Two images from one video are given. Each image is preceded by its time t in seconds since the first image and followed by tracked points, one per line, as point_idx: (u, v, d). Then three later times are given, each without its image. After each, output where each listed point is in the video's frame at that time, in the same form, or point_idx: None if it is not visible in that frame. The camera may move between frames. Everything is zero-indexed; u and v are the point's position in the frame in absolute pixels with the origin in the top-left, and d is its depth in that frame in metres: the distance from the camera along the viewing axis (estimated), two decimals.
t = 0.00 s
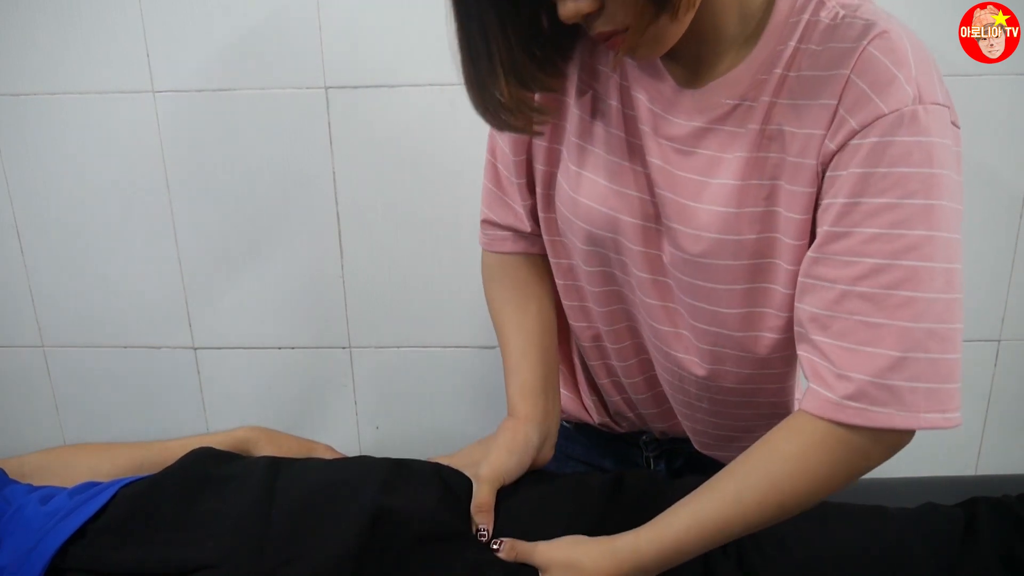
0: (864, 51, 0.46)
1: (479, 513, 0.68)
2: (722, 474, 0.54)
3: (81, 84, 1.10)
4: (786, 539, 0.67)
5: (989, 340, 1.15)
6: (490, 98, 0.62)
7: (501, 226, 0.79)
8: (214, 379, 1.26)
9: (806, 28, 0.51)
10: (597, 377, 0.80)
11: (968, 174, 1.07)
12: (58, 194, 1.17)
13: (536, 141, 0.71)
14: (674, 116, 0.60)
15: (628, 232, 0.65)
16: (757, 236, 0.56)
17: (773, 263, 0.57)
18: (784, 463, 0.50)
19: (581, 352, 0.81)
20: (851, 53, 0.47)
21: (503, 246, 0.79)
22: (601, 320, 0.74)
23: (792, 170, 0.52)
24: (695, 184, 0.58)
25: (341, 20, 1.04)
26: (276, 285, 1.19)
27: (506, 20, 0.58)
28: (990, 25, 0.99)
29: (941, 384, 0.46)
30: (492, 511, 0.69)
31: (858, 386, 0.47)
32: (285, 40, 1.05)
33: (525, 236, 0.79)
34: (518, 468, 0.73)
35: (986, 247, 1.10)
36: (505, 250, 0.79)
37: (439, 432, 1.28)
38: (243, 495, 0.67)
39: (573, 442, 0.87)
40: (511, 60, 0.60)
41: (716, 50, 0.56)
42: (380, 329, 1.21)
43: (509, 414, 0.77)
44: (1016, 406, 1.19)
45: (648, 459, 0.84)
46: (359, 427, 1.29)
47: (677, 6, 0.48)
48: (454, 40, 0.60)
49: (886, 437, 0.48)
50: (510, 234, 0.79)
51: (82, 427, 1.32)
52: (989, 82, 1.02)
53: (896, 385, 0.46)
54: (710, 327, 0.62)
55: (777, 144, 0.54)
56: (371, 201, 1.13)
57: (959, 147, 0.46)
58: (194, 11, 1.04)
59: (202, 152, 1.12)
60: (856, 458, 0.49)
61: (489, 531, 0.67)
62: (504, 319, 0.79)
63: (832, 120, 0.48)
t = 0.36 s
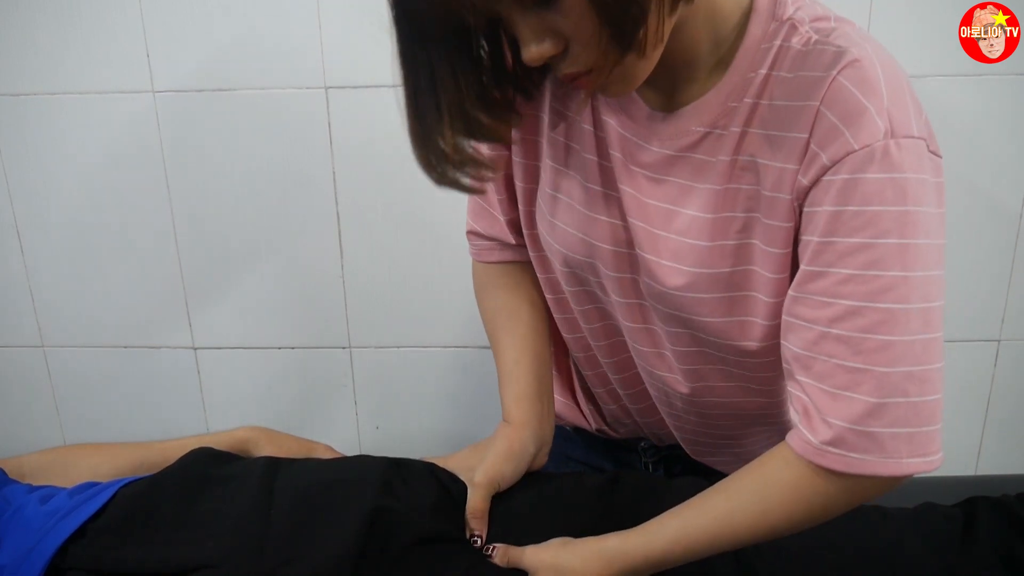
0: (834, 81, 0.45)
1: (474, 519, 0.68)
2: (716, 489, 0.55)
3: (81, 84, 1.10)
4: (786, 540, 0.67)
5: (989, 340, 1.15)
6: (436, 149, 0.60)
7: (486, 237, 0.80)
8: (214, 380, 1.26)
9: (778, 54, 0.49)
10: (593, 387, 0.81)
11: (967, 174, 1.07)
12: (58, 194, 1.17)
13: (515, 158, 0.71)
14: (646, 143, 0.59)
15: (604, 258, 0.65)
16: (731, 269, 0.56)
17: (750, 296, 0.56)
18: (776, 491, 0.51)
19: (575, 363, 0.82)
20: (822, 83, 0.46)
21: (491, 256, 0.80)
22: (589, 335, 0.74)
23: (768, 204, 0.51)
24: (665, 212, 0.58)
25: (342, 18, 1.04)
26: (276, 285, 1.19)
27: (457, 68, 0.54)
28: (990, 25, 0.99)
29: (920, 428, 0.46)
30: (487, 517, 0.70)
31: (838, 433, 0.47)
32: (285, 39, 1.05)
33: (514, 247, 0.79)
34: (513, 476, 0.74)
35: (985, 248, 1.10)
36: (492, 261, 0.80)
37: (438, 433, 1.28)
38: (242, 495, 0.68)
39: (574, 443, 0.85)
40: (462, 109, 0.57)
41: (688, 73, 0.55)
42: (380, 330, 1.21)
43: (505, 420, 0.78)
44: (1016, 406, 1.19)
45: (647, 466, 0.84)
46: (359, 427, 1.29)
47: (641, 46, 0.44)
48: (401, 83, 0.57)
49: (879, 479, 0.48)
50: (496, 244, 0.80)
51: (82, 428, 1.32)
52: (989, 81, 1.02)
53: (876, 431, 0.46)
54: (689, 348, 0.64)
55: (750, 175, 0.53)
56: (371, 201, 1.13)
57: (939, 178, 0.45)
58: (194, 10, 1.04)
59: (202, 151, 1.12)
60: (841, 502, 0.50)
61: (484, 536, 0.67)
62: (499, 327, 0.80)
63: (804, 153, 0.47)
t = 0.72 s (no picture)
0: (827, 81, 0.45)
1: (473, 522, 0.70)
2: (712, 488, 0.55)
3: (80, 84, 1.10)
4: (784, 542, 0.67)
5: (989, 340, 1.15)
6: (438, 164, 0.60)
7: (486, 235, 0.80)
8: (214, 380, 1.26)
9: (772, 55, 0.49)
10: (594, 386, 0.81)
11: (968, 174, 1.07)
12: (58, 194, 1.17)
13: (513, 159, 0.71)
14: (642, 144, 0.59)
15: (600, 258, 0.65)
16: (726, 271, 0.55)
17: (745, 297, 0.56)
18: (768, 494, 0.51)
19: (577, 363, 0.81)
20: (816, 83, 0.45)
21: (492, 256, 0.80)
22: (588, 335, 0.74)
23: (763, 206, 0.51)
24: (659, 214, 0.59)
25: (342, 19, 1.04)
26: (276, 285, 1.19)
27: (455, 77, 0.55)
28: (990, 25, 0.99)
29: (914, 430, 0.46)
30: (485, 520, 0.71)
31: (830, 437, 0.47)
32: (285, 39, 1.05)
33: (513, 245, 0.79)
34: (510, 479, 0.74)
35: (985, 247, 1.10)
36: (494, 260, 0.80)
37: (438, 433, 1.28)
38: (243, 495, 0.68)
39: (575, 443, 0.86)
40: (461, 119, 0.57)
41: (684, 75, 0.55)
42: (379, 330, 1.21)
43: (503, 422, 0.78)
44: (1016, 406, 1.19)
45: (648, 466, 0.84)
46: (359, 426, 1.29)
47: (636, 51, 0.44)
48: (398, 94, 0.57)
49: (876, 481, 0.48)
50: (497, 243, 0.79)
51: (82, 428, 1.32)
52: (989, 81, 1.02)
53: (868, 434, 0.46)
54: (686, 348, 0.64)
55: (744, 176, 0.53)
56: (371, 202, 1.13)
57: (933, 179, 0.44)
58: (194, 10, 1.04)
59: (203, 151, 1.12)
60: (836, 504, 0.50)
61: (481, 539, 0.69)
62: (498, 329, 0.80)
63: (798, 154, 0.47)
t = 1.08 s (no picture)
0: (841, 65, 0.45)
1: (469, 522, 0.69)
2: (706, 480, 0.55)
3: (81, 83, 1.10)
4: (783, 540, 0.67)
5: (989, 339, 1.15)
6: (456, 134, 0.60)
7: (508, 224, 0.78)
8: (215, 379, 1.26)
9: (788, 41, 0.50)
10: (601, 372, 0.80)
11: (968, 173, 1.07)
12: (58, 194, 1.17)
13: (533, 143, 0.72)
14: (658, 125, 0.59)
15: (615, 239, 0.65)
16: (737, 250, 0.56)
17: (754, 277, 0.56)
18: (764, 479, 0.50)
19: (586, 351, 0.81)
20: (829, 67, 0.46)
21: (507, 245, 0.79)
22: (600, 320, 0.74)
23: (773, 185, 0.51)
24: (674, 194, 0.59)
25: (342, 19, 1.04)
26: (276, 285, 1.19)
27: (477, 51, 0.54)
28: (990, 25, 0.99)
29: (916, 404, 0.45)
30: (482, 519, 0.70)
31: (828, 408, 0.46)
32: (285, 40, 1.05)
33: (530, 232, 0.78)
34: (507, 479, 0.73)
35: (985, 247, 1.10)
36: (510, 249, 0.79)
37: (438, 432, 1.28)
38: (243, 495, 0.67)
39: (581, 435, 0.87)
40: (482, 92, 0.57)
41: (702, 60, 0.55)
42: (379, 330, 1.21)
43: (501, 421, 0.77)
44: (1016, 406, 1.19)
45: (652, 457, 0.85)
46: (359, 426, 1.28)
47: (656, 29, 0.44)
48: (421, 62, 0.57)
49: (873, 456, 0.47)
50: (516, 232, 0.78)
51: (82, 427, 1.32)
52: (989, 81, 1.02)
53: (867, 407, 0.45)
54: (696, 331, 0.63)
55: (757, 157, 0.53)
56: (371, 202, 1.13)
57: (941, 165, 0.45)
58: (194, 10, 1.04)
59: (203, 151, 1.12)
60: (831, 484, 0.49)
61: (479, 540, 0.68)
62: (501, 326, 0.79)
63: (809, 134, 0.48)
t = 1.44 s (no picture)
0: (895, 42, 0.48)
1: (486, 501, 0.67)
2: (731, 453, 0.55)
3: (81, 83, 1.10)
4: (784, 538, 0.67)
5: (989, 340, 1.15)
6: (541, 84, 0.65)
7: (544, 206, 0.79)
8: (215, 379, 1.26)
9: (838, 18, 0.52)
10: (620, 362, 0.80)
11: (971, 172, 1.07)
12: (57, 195, 1.17)
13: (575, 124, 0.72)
14: (709, 96, 0.60)
15: (664, 207, 0.65)
16: (786, 212, 0.57)
17: (801, 239, 0.57)
18: (791, 439, 0.51)
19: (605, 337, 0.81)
20: (883, 43, 0.48)
21: (538, 224, 0.79)
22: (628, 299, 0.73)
23: (819, 149, 0.53)
24: (727, 161, 0.59)
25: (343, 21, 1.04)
26: (278, 284, 1.19)
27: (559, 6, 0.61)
28: (990, 25, 0.99)
29: (934, 352, 0.48)
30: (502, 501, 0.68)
31: (863, 356, 0.48)
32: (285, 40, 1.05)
33: (563, 216, 0.79)
34: (530, 462, 0.72)
35: (987, 246, 1.10)
36: (542, 230, 0.79)
37: (439, 432, 1.28)
38: (242, 494, 0.67)
39: (595, 428, 0.87)
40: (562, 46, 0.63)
41: (754, 33, 0.57)
42: (380, 330, 1.21)
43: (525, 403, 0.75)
44: (1016, 406, 1.19)
45: (665, 445, 0.85)
46: (360, 428, 1.28)
47: None
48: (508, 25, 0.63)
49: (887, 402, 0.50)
50: (550, 213, 0.79)
51: (82, 427, 1.32)
52: (989, 81, 1.02)
53: (898, 353, 0.48)
54: (737, 301, 0.62)
55: (806, 125, 0.54)
56: (371, 203, 1.13)
57: (977, 142, 0.47)
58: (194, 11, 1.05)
59: (202, 151, 1.12)
60: (847, 438, 0.51)
61: (496, 518, 0.65)
62: (529, 309, 0.78)
63: (861, 103, 0.49)
